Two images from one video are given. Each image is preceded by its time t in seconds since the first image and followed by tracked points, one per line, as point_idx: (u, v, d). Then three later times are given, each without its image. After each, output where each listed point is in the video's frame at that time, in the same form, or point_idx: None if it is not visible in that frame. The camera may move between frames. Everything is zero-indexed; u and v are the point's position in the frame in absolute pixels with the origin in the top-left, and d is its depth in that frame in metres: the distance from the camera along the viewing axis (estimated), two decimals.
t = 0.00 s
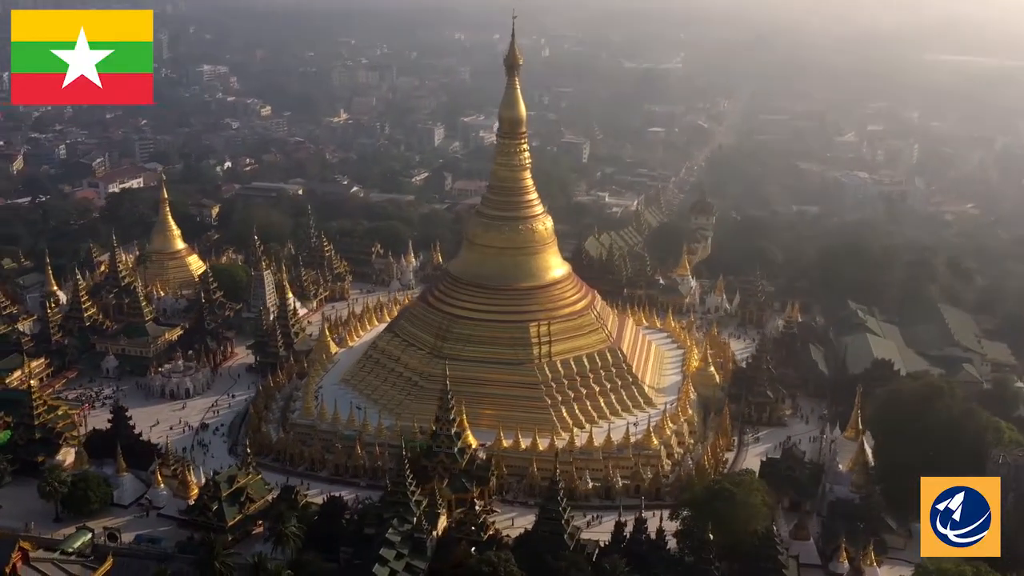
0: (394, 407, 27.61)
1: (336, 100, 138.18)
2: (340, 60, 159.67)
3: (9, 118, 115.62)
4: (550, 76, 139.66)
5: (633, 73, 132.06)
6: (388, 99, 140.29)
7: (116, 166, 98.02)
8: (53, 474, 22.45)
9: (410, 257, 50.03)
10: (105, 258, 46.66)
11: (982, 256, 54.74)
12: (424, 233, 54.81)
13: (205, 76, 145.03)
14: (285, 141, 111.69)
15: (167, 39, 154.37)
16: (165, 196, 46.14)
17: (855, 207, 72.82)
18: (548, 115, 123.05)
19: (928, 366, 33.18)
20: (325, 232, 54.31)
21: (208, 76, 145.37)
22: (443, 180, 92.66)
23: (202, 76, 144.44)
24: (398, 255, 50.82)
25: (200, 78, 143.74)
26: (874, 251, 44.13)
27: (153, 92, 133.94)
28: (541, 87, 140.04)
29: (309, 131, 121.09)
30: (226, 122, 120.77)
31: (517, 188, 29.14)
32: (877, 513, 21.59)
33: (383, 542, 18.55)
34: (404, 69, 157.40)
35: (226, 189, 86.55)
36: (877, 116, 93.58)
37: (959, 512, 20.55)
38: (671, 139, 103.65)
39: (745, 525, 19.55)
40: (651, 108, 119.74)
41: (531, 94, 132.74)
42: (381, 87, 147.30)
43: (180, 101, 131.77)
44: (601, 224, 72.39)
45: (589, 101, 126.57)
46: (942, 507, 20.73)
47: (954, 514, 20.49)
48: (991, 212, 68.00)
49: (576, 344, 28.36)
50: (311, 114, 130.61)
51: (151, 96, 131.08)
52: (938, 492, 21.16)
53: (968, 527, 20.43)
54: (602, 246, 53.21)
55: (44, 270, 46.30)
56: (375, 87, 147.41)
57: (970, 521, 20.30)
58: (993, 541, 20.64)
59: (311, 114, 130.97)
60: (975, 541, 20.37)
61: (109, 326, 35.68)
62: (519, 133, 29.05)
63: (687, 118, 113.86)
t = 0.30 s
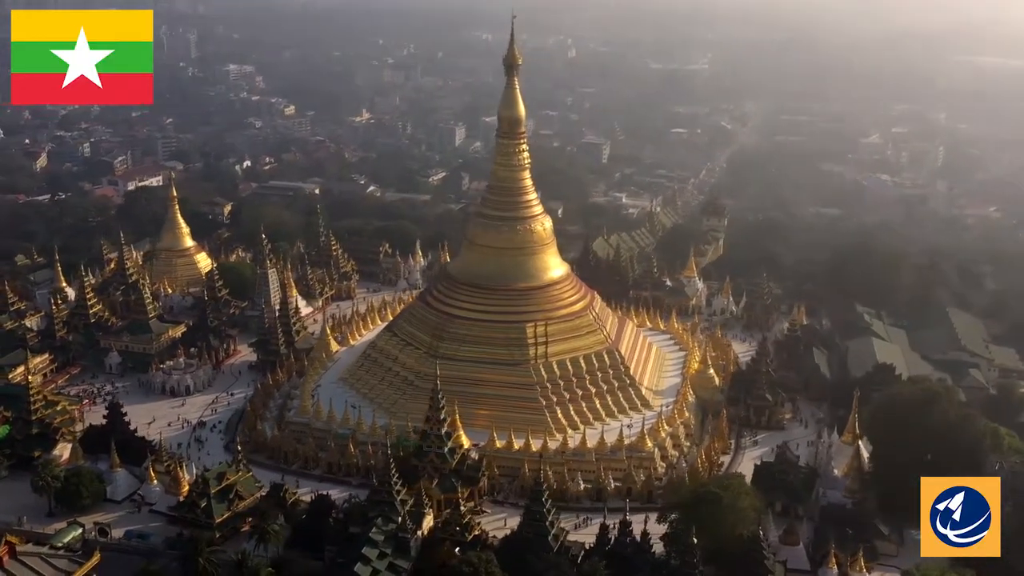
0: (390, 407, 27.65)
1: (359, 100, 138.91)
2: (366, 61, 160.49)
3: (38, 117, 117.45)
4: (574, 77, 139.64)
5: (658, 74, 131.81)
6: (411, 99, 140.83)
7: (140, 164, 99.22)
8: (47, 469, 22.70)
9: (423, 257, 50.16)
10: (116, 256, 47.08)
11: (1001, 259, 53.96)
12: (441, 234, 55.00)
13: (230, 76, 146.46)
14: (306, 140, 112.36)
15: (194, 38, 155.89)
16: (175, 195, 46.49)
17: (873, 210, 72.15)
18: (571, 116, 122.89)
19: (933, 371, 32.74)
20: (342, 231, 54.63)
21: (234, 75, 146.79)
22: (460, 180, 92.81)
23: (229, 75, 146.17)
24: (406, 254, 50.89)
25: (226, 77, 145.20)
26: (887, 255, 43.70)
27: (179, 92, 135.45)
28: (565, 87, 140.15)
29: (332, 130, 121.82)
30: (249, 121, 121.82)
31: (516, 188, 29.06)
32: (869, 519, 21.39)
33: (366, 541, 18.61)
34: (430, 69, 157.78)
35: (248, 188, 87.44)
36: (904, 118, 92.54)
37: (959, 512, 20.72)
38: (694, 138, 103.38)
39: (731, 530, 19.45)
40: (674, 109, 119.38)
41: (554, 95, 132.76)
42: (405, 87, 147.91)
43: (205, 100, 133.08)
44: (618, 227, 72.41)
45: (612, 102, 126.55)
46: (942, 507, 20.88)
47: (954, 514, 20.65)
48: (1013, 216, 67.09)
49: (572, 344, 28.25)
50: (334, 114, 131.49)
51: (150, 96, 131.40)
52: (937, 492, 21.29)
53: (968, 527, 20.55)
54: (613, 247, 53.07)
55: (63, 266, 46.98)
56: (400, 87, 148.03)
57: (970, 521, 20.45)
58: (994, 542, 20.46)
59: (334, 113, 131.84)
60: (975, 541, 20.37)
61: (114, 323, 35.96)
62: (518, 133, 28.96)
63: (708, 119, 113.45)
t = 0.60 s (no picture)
0: (385, 406, 27.69)
1: (381, 100, 139.48)
2: (390, 60, 161.06)
3: (62, 116, 119.42)
4: (597, 77, 140.33)
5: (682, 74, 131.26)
6: (433, 99, 141.39)
7: (158, 162, 100.09)
8: (39, 464, 22.83)
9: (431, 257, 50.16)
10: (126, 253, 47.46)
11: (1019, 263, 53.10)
12: (451, 233, 55.09)
13: (254, 75, 148.07)
14: (325, 139, 112.92)
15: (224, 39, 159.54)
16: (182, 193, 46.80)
17: (890, 211, 71.43)
18: (591, 116, 122.82)
19: (937, 377, 32.13)
20: (351, 229, 54.99)
21: (258, 75, 148.44)
22: (475, 180, 92.80)
23: (253, 74, 147.72)
24: (412, 254, 50.91)
25: (250, 77, 146.92)
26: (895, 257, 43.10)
27: (202, 91, 137.12)
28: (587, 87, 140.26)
29: (352, 130, 122.43)
30: (270, 120, 122.74)
31: (514, 189, 28.99)
32: (860, 524, 21.16)
33: (348, 540, 18.68)
34: (453, 68, 158.01)
35: (265, 186, 88.28)
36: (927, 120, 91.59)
37: (959, 512, 20.73)
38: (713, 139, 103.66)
39: (716, 534, 19.33)
40: (696, 110, 119.11)
41: (577, 95, 133.02)
42: (427, 86, 148.03)
43: (228, 99, 134.52)
44: (633, 228, 72.42)
45: (633, 103, 126.54)
46: (942, 507, 20.88)
47: (953, 514, 20.65)
48: None
49: (567, 346, 28.15)
50: (355, 114, 132.20)
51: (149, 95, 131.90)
52: (938, 492, 21.25)
53: (969, 527, 20.51)
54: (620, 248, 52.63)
55: (81, 261, 47.71)
56: (422, 87, 148.41)
57: (970, 522, 20.46)
58: (994, 542, 20.33)
59: (356, 113, 132.66)
60: (975, 541, 20.30)
61: (117, 320, 36.15)
62: (516, 133, 28.85)
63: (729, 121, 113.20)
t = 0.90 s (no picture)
0: (375, 404, 27.75)
1: (404, 100, 139.92)
2: (414, 59, 161.69)
3: (87, 113, 121.47)
4: (621, 79, 140.61)
5: (706, 76, 130.75)
6: (455, 100, 141.26)
7: (177, 161, 101.09)
8: (27, 458, 23.01)
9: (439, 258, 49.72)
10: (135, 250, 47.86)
11: None
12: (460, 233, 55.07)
13: (279, 74, 149.50)
14: (344, 139, 113.36)
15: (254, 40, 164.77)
16: (188, 192, 47.16)
17: (907, 214, 70.70)
18: (612, 117, 122.51)
19: (936, 382, 31.48)
20: (359, 229, 55.01)
21: (283, 74, 149.84)
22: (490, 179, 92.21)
23: (277, 74, 149.26)
24: (418, 254, 50.92)
25: (274, 77, 148.33)
26: (903, 261, 42.45)
27: (226, 91, 138.66)
28: (611, 88, 140.27)
29: (373, 129, 122.94)
30: (291, 120, 123.54)
31: (508, 189, 28.97)
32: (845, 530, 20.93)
33: (325, 540, 18.77)
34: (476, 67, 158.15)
35: (281, 184, 89.03)
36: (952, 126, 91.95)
37: (959, 512, 20.85)
38: (735, 141, 103.53)
39: (697, 538, 19.23)
40: (718, 111, 118.79)
41: (601, 98, 133.35)
42: (450, 87, 147.57)
43: (252, 99, 135.74)
44: (648, 229, 72.35)
45: (653, 104, 126.20)
46: (942, 507, 20.92)
47: (953, 514, 20.74)
48: None
49: (559, 347, 28.07)
50: (377, 114, 132.33)
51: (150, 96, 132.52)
52: (936, 491, 21.27)
53: (969, 527, 20.66)
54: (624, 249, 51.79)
55: (98, 255, 48.49)
56: (445, 86, 148.69)
57: (970, 522, 20.59)
58: (994, 542, 20.41)
59: (379, 112, 133.23)
60: (975, 541, 20.35)
61: (118, 316, 36.37)
62: (510, 133, 28.78)
63: (751, 123, 112.33)
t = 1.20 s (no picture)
0: (370, 404, 27.83)
1: (424, 99, 140.13)
2: (438, 59, 162.25)
3: (111, 111, 123.20)
4: (644, 81, 140.75)
5: (730, 78, 130.23)
6: (476, 100, 141.46)
7: (196, 158, 102.02)
8: (21, 454, 23.27)
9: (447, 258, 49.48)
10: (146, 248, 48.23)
11: None
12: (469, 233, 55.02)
13: (302, 74, 150.72)
14: (362, 138, 113.65)
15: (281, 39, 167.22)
16: (196, 191, 47.49)
17: (926, 218, 69.85)
18: (633, 118, 122.10)
19: (939, 386, 30.94)
20: (367, 228, 54.93)
21: (306, 73, 151.13)
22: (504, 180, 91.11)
23: (300, 73, 150.38)
24: (425, 254, 50.88)
25: (298, 76, 149.41)
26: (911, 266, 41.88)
27: (250, 91, 140.00)
28: (633, 90, 139.96)
29: (392, 129, 123.27)
30: (311, 119, 124.22)
31: (504, 189, 28.93)
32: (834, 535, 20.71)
33: (307, 538, 18.80)
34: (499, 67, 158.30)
35: (298, 183, 89.55)
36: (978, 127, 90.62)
37: (959, 512, 20.93)
38: (756, 142, 102.92)
39: (679, 541, 19.09)
40: (740, 112, 118.19)
41: (622, 100, 133.87)
42: (473, 87, 147.25)
43: (274, 99, 136.79)
44: (662, 230, 72.18)
45: (674, 105, 125.68)
46: (942, 507, 20.98)
47: (953, 514, 20.81)
48: None
49: (553, 348, 28.04)
50: (397, 113, 132.36)
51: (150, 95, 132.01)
52: (936, 492, 21.37)
53: (968, 527, 20.71)
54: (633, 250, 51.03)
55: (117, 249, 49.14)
56: (467, 87, 148.87)
57: (970, 522, 20.69)
58: (993, 543, 20.50)
59: (399, 112, 133.44)
60: (976, 541, 20.38)
61: (122, 313, 36.62)
62: (507, 133, 28.77)
63: (773, 124, 111.60)
